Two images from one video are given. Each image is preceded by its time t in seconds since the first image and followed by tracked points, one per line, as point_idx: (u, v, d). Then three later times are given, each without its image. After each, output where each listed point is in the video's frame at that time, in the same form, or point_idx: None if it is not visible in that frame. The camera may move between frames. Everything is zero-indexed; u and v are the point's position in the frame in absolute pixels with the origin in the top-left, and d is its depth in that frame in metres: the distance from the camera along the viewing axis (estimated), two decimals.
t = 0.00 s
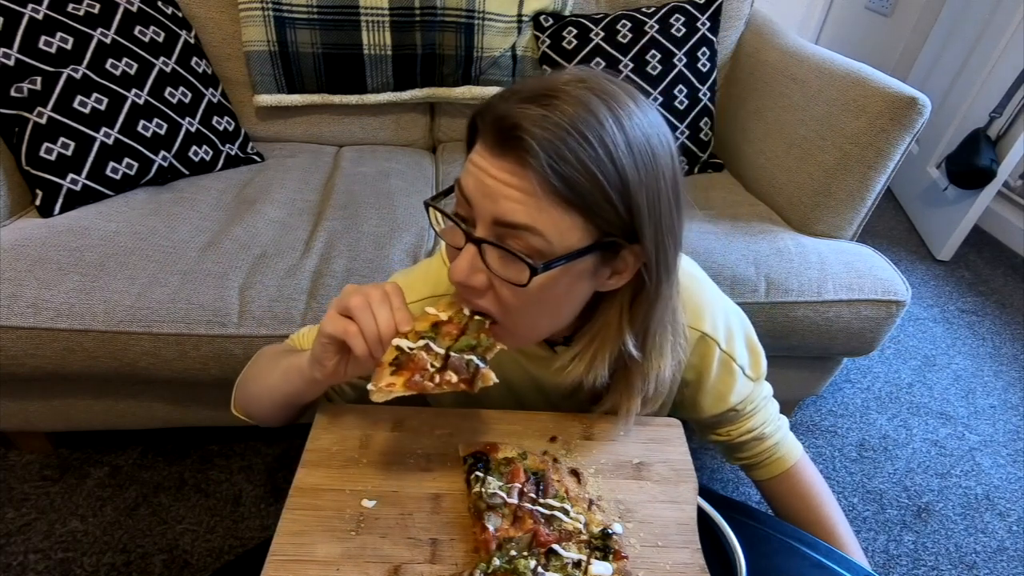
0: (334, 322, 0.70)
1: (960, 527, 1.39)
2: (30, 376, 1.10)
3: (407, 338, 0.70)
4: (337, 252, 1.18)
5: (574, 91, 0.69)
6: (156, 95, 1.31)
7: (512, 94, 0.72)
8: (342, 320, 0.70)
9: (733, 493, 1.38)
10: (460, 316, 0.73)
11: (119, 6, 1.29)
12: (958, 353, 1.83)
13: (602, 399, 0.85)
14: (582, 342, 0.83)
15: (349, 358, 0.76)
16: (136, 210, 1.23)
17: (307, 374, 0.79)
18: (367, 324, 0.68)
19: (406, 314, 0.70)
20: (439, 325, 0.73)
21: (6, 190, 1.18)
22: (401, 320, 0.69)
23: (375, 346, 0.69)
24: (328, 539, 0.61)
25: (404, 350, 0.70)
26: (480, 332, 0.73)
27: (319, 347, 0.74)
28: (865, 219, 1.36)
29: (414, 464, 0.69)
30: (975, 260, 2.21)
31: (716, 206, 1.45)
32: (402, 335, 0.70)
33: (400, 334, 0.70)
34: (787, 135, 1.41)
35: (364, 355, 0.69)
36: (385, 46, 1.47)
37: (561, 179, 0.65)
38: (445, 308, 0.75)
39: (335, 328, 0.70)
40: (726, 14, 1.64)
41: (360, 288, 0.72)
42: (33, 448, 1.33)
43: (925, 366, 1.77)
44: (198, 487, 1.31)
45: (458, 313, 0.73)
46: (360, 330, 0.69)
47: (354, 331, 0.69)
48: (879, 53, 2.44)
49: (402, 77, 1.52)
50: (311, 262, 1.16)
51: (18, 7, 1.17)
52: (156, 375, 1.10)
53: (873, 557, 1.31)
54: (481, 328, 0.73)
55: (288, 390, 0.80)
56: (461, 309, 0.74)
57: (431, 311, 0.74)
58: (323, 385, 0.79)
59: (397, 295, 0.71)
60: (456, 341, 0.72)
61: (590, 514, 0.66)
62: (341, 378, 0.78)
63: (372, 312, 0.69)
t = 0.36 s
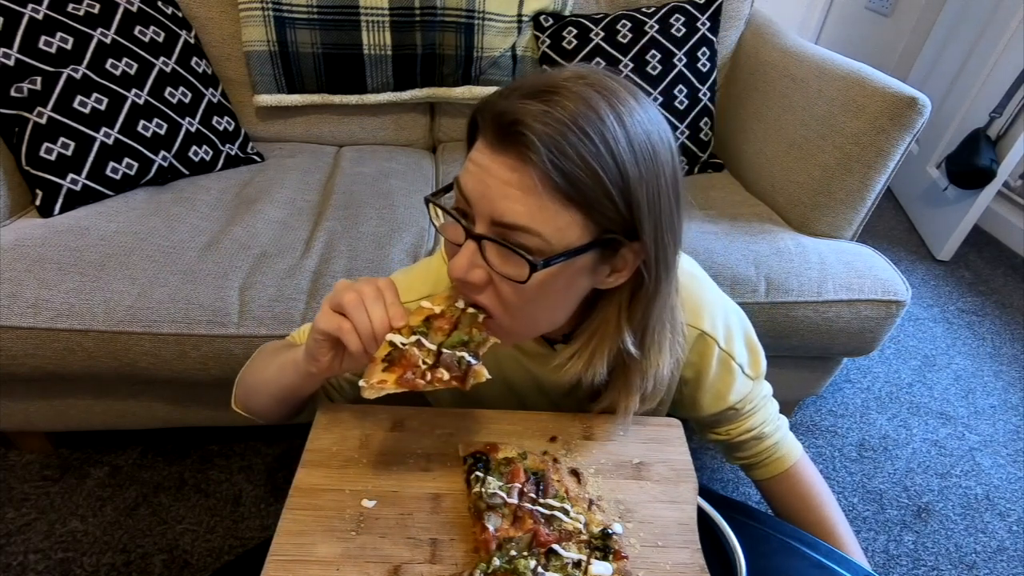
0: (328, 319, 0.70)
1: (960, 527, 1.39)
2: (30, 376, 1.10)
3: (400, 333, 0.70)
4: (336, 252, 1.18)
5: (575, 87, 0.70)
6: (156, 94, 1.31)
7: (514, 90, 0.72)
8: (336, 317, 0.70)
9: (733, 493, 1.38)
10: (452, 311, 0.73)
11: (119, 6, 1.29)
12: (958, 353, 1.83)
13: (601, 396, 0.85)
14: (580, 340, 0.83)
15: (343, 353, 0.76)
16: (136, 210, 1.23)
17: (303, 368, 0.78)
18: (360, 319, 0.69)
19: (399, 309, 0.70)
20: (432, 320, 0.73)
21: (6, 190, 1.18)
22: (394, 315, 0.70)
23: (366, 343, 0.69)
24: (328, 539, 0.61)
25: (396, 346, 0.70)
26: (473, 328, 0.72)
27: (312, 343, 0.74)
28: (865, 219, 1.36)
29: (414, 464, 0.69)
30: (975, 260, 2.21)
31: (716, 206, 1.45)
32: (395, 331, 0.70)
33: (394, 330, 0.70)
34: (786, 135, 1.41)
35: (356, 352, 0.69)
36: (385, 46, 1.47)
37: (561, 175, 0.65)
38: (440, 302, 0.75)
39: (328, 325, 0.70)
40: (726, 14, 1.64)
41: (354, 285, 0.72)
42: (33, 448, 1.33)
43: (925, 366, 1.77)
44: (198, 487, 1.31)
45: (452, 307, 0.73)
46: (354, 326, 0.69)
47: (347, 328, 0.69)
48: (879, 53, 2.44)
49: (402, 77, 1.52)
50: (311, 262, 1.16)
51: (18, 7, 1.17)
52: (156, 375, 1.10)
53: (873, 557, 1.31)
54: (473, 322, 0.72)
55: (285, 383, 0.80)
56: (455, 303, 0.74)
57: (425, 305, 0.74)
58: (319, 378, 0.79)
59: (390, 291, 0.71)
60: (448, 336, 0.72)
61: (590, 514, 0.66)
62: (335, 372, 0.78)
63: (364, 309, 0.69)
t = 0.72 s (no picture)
0: (328, 319, 0.71)
1: (960, 527, 1.39)
2: (30, 376, 1.10)
3: (399, 330, 0.71)
4: (336, 251, 1.18)
5: (586, 84, 0.70)
6: (156, 95, 1.31)
7: (524, 85, 0.72)
8: (335, 316, 0.71)
9: (733, 494, 1.38)
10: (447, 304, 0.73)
11: (119, 6, 1.29)
12: (958, 353, 1.83)
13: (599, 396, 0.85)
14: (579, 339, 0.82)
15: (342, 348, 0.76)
16: (135, 210, 1.23)
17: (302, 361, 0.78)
18: (360, 318, 0.69)
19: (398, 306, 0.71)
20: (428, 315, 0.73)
21: (6, 190, 1.18)
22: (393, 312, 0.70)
23: (367, 342, 0.70)
24: (328, 539, 0.61)
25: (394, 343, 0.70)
26: (468, 319, 0.72)
27: (309, 339, 0.74)
28: (865, 219, 1.36)
29: (414, 464, 0.69)
30: (975, 260, 2.21)
31: (716, 206, 1.45)
32: (393, 327, 0.70)
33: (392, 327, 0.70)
34: (786, 136, 1.41)
35: (359, 352, 0.70)
36: (385, 46, 1.47)
37: (566, 171, 0.65)
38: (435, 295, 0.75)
39: (328, 324, 0.71)
40: (726, 14, 1.64)
41: (350, 282, 0.73)
42: (33, 448, 1.33)
43: (925, 366, 1.77)
44: (198, 487, 1.31)
45: (448, 299, 0.73)
46: (354, 325, 0.70)
47: (349, 329, 0.70)
48: (879, 53, 2.44)
49: (402, 77, 1.52)
50: (311, 262, 1.16)
51: (18, 7, 1.17)
52: (156, 376, 1.10)
53: (873, 557, 1.31)
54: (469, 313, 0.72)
55: (284, 376, 0.80)
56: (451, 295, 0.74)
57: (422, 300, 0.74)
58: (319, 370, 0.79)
59: (388, 288, 0.72)
60: (444, 330, 0.72)
61: (590, 514, 0.66)
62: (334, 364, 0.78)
63: (364, 307, 0.70)
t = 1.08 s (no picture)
0: (327, 312, 0.70)
1: (960, 527, 1.39)
2: (30, 376, 1.10)
3: (397, 323, 0.70)
4: (336, 251, 1.18)
5: (600, 87, 0.70)
6: (156, 94, 1.31)
7: (539, 83, 0.73)
8: (335, 310, 0.70)
9: (733, 493, 1.38)
10: (444, 295, 0.73)
11: (119, 6, 1.29)
12: (958, 354, 1.83)
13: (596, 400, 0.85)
14: (576, 345, 0.82)
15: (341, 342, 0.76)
16: (135, 210, 1.23)
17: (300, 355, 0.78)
18: (361, 311, 0.69)
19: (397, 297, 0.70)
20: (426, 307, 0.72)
21: (6, 190, 1.18)
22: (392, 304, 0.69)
23: (368, 335, 0.69)
24: (328, 539, 0.61)
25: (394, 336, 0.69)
26: (465, 310, 0.72)
27: (309, 333, 0.74)
28: (865, 219, 1.36)
29: (414, 463, 0.69)
30: (975, 260, 2.21)
31: (717, 206, 1.45)
32: (392, 321, 0.69)
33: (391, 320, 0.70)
34: (787, 136, 1.41)
35: (360, 345, 0.69)
36: (385, 46, 1.47)
37: (573, 169, 0.65)
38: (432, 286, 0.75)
39: (328, 318, 0.70)
40: (726, 14, 1.64)
41: (348, 275, 0.72)
42: (33, 448, 1.33)
43: (925, 366, 1.77)
44: (198, 487, 1.31)
45: (446, 291, 0.73)
46: (354, 319, 0.69)
47: (349, 322, 0.69)
48: (879, 53, 2.44)
49: (402, 77, 1.52)
50: (311, 262, 1.16)
51: (18, 7, 1.17)
52: (156, 376, 1.10)
53: (873, 557, 1.31)
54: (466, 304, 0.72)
55: (282, 372, 0.81)
56: (449, 287, 0.74)
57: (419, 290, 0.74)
58: (316, 366, 0.80)
59: (386, 280, 0.71)
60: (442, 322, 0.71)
61: (590, 514, 0.66)
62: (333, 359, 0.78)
63: (364, 301, 0.69)
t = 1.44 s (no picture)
0: (311, 324, 0.71)
1: (960, 527, 1.39)
2: (30, 376, 1.10)
3: (384, 336, 0.69)
4: (336, 251, 1.18)
5: (608, 88, 0.70)
6: (156, 95, 1.31)
7: (549, 81, 0.73)
8: (319, 322, 0.71)
9: (733, 493, 1.38)
10: (434, 308, 0.71)
11: (119, 6, 1.29)
12: (958, 353, 1.83)
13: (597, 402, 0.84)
14: (573, 348, 0.83)
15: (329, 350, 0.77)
16: (135, 210, 1.23)
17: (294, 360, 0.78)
18: (343, 324, 0.69)
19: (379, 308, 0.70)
20: (415, 320, 0.71)
21: (6, 190, 1.18)
22: (375, 315, 0.69)
23: (353, 347, 0.69)
24: (328, 539, 0.61)
25: (381, 350, 0.68)
26: (459, 325, 0.71)
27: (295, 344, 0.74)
28: (865, 219, 1.36)
29: (414, 464, 0.69)
30: (975, 260, 2.21)
31: (717, 206, 1.45)
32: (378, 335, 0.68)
33: (376, 333, 0.69)
34: (788, 136, 1.41)
35: (346, 357, 0.69)
36: (385, 46, 1.47)
37: (575, 169, 0.65)
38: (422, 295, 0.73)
39: (312, 331, 0.71)
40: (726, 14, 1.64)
41: (332, 287, 0.72)
42: (33, 448, 1.33)
43: (925, 366, 1.77)
44: (198, 487, 1.31)
45: (435, 303, 0.71)
46: (337, 332, 0.69)
47: (332, 335, 0.70)
48: (879, 53, 2.43)
49: (402, 77, 1.52)
50: (311, 262, 1.16)
51: (18, 7, 1.17)
52: (156, 376, 1.10)
53: (873, 557, 1.31)
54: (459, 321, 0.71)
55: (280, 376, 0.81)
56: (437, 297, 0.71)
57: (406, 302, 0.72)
58: (307, 374, 0.80)
59: (370, 291, 0.71)
60: (433, 337, 0.70)
61: (590, 514, 0.66)
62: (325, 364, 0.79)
63: (347, 312, 0.69)
